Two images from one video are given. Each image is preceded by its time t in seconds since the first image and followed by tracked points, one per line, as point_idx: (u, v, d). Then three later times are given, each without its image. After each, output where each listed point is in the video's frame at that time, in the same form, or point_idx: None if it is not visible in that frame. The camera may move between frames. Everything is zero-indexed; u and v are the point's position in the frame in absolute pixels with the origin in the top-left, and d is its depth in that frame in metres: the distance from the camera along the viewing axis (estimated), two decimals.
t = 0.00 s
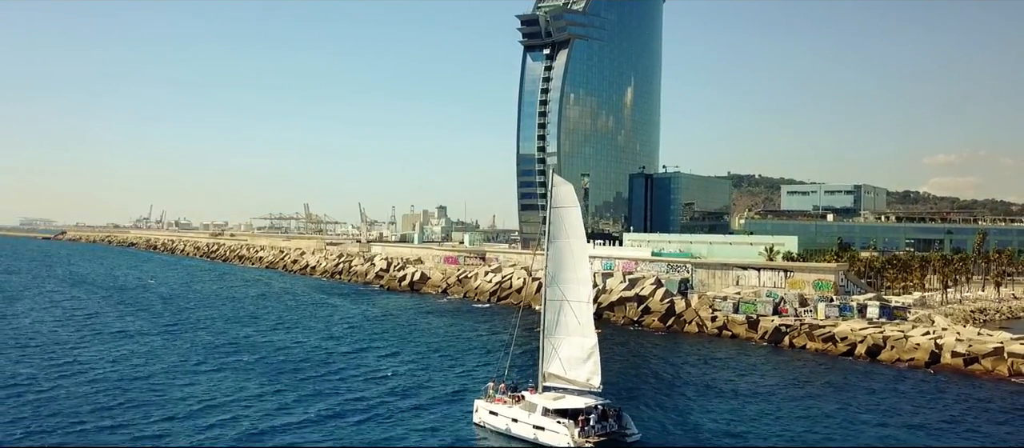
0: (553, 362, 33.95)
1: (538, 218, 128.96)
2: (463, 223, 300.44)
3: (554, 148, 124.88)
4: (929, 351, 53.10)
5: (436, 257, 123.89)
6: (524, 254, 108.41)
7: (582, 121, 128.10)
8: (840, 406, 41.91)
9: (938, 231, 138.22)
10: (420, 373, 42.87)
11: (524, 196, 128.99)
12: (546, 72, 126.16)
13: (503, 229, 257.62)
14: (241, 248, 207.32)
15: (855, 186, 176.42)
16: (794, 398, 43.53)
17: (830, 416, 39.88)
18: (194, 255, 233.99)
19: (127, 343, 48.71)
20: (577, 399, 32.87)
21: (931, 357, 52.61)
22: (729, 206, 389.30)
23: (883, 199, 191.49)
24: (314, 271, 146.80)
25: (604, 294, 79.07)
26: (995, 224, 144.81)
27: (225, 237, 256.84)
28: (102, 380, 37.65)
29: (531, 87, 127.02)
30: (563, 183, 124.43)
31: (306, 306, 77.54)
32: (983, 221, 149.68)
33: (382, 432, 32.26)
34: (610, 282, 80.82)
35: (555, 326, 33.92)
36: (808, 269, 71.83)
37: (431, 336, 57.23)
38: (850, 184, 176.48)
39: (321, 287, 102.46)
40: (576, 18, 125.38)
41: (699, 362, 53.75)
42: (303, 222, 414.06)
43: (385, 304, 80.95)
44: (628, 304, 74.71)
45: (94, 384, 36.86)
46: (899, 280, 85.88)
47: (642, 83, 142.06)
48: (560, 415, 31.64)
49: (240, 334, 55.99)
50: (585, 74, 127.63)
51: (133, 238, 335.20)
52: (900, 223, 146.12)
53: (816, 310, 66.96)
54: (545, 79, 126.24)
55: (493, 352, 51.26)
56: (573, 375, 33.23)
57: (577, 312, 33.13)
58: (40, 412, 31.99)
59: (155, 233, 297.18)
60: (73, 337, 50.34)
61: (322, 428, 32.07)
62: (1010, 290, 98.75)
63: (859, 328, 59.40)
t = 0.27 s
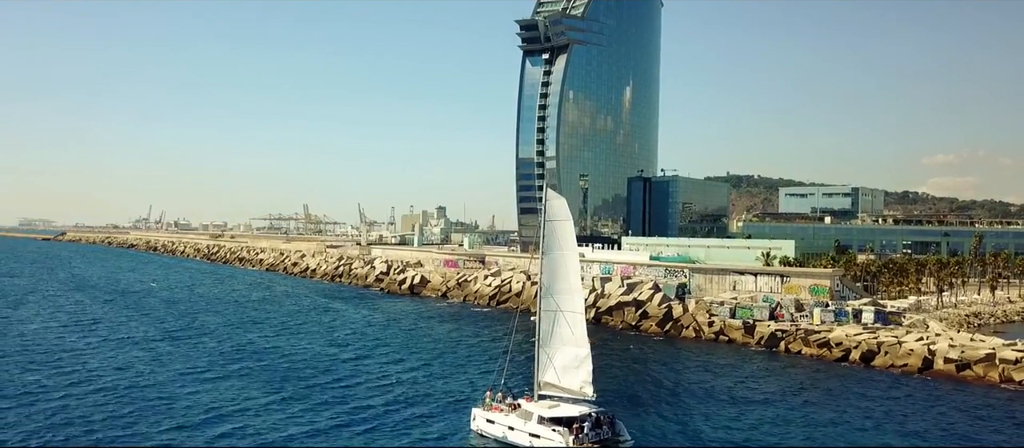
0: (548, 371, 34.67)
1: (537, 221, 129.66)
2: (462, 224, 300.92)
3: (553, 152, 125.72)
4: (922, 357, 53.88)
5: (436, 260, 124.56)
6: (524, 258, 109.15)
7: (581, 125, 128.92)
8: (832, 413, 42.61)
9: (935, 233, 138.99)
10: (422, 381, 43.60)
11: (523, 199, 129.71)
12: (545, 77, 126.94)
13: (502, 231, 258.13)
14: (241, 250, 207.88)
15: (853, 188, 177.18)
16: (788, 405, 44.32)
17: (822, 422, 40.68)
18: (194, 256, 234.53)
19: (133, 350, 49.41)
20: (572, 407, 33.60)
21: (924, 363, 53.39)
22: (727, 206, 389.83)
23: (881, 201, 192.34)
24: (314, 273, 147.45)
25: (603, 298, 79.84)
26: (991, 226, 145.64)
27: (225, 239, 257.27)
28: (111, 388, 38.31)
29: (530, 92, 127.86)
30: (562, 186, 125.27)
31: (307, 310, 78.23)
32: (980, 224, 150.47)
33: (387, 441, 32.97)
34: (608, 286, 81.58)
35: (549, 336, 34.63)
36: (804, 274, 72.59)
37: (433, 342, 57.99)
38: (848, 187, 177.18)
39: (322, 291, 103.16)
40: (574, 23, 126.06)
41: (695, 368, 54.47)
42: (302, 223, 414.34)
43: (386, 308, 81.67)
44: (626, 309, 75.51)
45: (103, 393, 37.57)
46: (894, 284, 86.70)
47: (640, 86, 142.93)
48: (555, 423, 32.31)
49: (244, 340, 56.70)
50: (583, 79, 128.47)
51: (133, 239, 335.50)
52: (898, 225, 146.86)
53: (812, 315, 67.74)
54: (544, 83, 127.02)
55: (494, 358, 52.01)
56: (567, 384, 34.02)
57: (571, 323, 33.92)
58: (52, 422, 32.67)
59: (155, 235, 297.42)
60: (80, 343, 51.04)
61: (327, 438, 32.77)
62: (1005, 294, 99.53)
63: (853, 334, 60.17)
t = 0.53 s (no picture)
0: (543, 379, 35.38)
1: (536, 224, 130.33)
2: (462, 225, 301.52)
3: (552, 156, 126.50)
4: (916, 363, 54.58)
5: (435, 263, 125.23)
6: (523, 261, 109.88)
7: (581, 129, 129.74)
8: (825, 418, 43.24)
9: (932, 236, 139.68)
10: (425, 387, 44.28)
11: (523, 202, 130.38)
12: (544, 81, 127.78)
13: (502, 232, 258.86)
14: (241, 252, 208.56)
15: (851, 190, 177.95)
16: (783, 410, 45.02)
17: (816, 427, 41.39)
18: (194, 258, 235.28)
19: (140, 356, 50.06)
20: (567, 415, 34.21)
21: (918, 368, 54.11)
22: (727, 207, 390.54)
23: (878, 204, 193.22)
24: (314, 276, 148.13)
25: (601, 302, 80.58)
26: (988, 229, 146.33)
27: (226, 241, 257.87)
28: (119, 395, 38.95)
29: (530, 96, 128.81)
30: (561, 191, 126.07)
31: (308, 315, 78.89)
32: (977, 226, 151.22)
33: None
34: (606, 290, 82.30)
35: (544, 345, 35.44)
36: (801, 279, 73.32)
37: (435, 347, 58.68)
38: (846, 189, 177.95)
39: (323, 295, 103.85)
40: (573, 28, 126.81)
41: (692, 373, 55.15)
42: (302, 223, 414.91)
43: (387, 313, 82.37)
44: (625, 313, 76.27)
45: (114, 400, 38.18)
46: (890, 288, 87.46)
47: (639, 90, 143.78)
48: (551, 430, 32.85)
49: (247, 345, 57.36)
50: (582, 83, 129.40)
51: (133, 240, 336.23)
52: (895, 228, 147.51)
53: (808, 320, 68.46)
54: (543, 88, 127.84)
55: (495, 363, 52.66)
56: (562, 392, 34.78)
57: (565, 331, 34.77)
58: (64, 429, 33.30)
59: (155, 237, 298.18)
60: (87, 349, 51.69)
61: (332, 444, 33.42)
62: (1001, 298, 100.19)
63: (848, 339, 60.87)
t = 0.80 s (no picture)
0: (539, 387, 36.27)
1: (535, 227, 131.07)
2: (462, 227, 302.22)
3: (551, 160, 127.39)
4: (909, 368, 55.47)
5: (435, 266, 126.04)
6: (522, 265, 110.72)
7: (580, 133, 130.79)
8: (818, 425, 43.98)
9: (928, 239, 140.63)
10: (427, 393, 45.13)
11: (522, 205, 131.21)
12: (542, 85, 128.71)
13: (501, 233, 259.55)
14: (241, 254, 209.30)
15: (848, 193, 178.94)
16: (777, 416, 45.88)
17: (809, 433, 42.24)
18: (194, 260, 236.01)
19: (146, 362, 50.85)
20: (562, 422, 34.90)
21: (910, 374, 55.01)
22: (726, 208, 391.37)
23: (876, 206, 194.20)
24: (314, 279, 148.92)
25: (600, 306, 81.42)
26: (985, 232, 147.32)
27: (225, 242, 258.48)
28: (126, 402, 39.79)
29: (529, 100, 129.77)
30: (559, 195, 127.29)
31: (310, 319, 79.74)
32: (973, 229, 152.21)
33: None
34: (605, 294, 83.17)
35: (540, 354, 36.33)
36: (796, 284, 74.19)
37: (436, 352, 59.55)
38: (843, 192, 178.92)
39: (323, 298, 104.67)
40: (572, 33, 127.75)
41: (688, 379, 55.94)
42: (302, 224, 415.35)
43: (388, 317, 83.22)
44: (622, 317, 77.17)
45: (124, 407, 38.93)
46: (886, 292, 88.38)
47: (638, 93, 144.73)
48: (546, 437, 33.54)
49: (251, 350, 58.19)
50: (581, 87, 130.40)
51: (133, 242, 336.67)
52: (892, 230, 148.43)
53: (804, 325, 69.38)
54: (542, 92, 128.80)
55: (495, 368, 53.52)
56: (557, 399, 35.63)
57: (561, 341, 35.66)
58: (77, 437, 34.03)
59: (155, 238, 298.62)
60: (94, 356, 52.42)
61: None
62: (996, 302, 101.13)
63: (843, 343, 61.75)
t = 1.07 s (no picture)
0: (536, 394, 37.09)
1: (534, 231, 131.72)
2: (461, 227, 302.93)
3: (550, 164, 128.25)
4: (903, 373, 56.22)
5: (435, 269, 126.73)
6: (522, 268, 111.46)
7: (579, 138, 131.70)
8: (812, 430, 44.67)
9: (926, 241, 141.30)
10: (429, 397, 45.80)
11: (522, 209, 131.92)
12: (542, 90, 129.59)
13: (501, 234, 260.25)
14: (242, 256, 209.94)
15: (847, 196, 179.69)
16: (772, 421, 46.63)
17: (803, 438, 43.02)
18: (194, 261, 236.64)
19: (152, 367, 51.50)
20: (557, 430, 35.58)
21: (904, 379, 55.77)
22: (725, 209, 392.08)
23: (874, 209, 194.93)
24: (315, 281, 149.62)
25: (598, 310, 82.14)
26: (982, 235, 148.04)
27: (226, 244, 259.21)
28: (135, 409, 40.47)
29: (528, 104, 130.67)
30: (559, 200, 128.23)
31: (312, 323, 80.41)
32: (971, 232, 152.91)
33: None
34: (603, 298, 83.90)
35: (537, 362, 37.10)
36: (793, 289, 74.95)
37: (437, 356, 60.25)
38: (842, 194, 179.63)
39: (324, 302, 105.40)
40: (571, 38, 128.43)
41: (685, 384, 56.63)
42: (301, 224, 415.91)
43: (389, 320, 83.92)
44: (621, 321, 77.93)
45: (132, 415, 39.57)
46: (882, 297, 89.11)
47: (638, 97, 145.51)
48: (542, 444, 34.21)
49: (254, 354, 58.86)
50: (581, 92, 131.32)
51: (134, 243, 337.25)
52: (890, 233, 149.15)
53: (800, 329, 70.16)
54: (542, 96, 129.69)
55: (496, 372, 54.21)
56: (553, 406, 36.41)
57: (557, 349, 36.38)
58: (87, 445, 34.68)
59: (156, 239, 299.25)
60: (99, 361, 53.04)
61: None
62: (992, 306, 101.79)
63: (838, 348, 62.48)
